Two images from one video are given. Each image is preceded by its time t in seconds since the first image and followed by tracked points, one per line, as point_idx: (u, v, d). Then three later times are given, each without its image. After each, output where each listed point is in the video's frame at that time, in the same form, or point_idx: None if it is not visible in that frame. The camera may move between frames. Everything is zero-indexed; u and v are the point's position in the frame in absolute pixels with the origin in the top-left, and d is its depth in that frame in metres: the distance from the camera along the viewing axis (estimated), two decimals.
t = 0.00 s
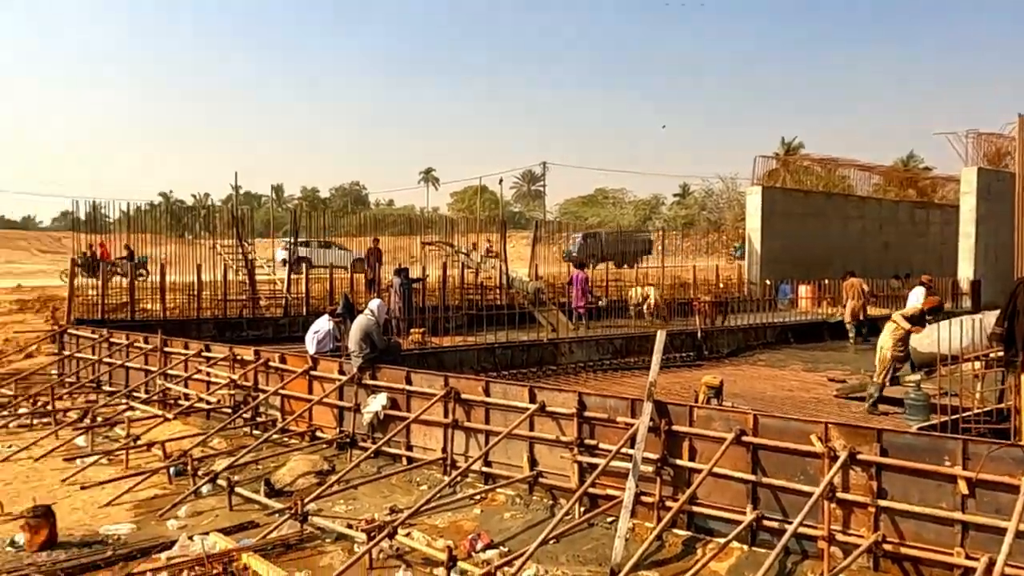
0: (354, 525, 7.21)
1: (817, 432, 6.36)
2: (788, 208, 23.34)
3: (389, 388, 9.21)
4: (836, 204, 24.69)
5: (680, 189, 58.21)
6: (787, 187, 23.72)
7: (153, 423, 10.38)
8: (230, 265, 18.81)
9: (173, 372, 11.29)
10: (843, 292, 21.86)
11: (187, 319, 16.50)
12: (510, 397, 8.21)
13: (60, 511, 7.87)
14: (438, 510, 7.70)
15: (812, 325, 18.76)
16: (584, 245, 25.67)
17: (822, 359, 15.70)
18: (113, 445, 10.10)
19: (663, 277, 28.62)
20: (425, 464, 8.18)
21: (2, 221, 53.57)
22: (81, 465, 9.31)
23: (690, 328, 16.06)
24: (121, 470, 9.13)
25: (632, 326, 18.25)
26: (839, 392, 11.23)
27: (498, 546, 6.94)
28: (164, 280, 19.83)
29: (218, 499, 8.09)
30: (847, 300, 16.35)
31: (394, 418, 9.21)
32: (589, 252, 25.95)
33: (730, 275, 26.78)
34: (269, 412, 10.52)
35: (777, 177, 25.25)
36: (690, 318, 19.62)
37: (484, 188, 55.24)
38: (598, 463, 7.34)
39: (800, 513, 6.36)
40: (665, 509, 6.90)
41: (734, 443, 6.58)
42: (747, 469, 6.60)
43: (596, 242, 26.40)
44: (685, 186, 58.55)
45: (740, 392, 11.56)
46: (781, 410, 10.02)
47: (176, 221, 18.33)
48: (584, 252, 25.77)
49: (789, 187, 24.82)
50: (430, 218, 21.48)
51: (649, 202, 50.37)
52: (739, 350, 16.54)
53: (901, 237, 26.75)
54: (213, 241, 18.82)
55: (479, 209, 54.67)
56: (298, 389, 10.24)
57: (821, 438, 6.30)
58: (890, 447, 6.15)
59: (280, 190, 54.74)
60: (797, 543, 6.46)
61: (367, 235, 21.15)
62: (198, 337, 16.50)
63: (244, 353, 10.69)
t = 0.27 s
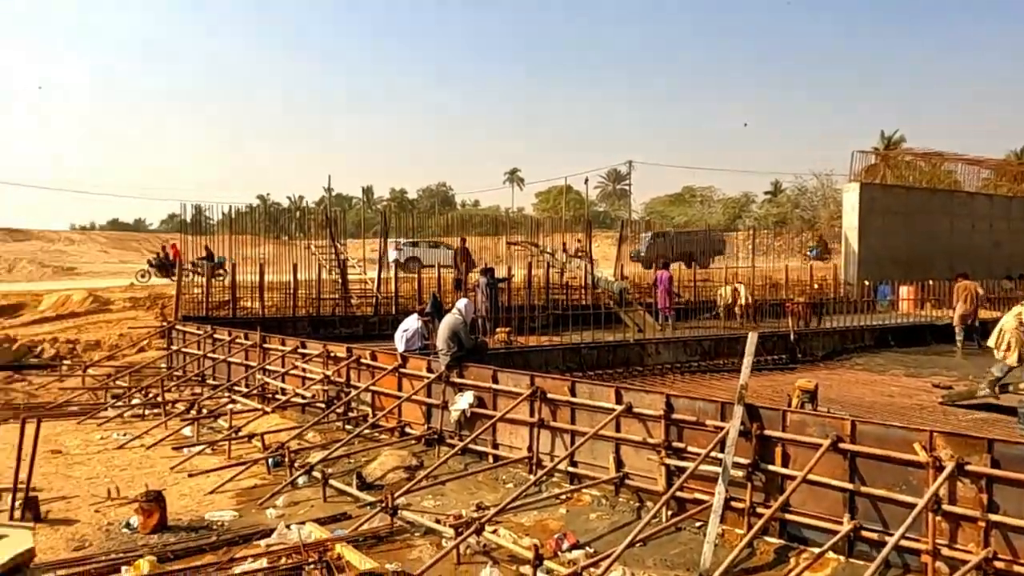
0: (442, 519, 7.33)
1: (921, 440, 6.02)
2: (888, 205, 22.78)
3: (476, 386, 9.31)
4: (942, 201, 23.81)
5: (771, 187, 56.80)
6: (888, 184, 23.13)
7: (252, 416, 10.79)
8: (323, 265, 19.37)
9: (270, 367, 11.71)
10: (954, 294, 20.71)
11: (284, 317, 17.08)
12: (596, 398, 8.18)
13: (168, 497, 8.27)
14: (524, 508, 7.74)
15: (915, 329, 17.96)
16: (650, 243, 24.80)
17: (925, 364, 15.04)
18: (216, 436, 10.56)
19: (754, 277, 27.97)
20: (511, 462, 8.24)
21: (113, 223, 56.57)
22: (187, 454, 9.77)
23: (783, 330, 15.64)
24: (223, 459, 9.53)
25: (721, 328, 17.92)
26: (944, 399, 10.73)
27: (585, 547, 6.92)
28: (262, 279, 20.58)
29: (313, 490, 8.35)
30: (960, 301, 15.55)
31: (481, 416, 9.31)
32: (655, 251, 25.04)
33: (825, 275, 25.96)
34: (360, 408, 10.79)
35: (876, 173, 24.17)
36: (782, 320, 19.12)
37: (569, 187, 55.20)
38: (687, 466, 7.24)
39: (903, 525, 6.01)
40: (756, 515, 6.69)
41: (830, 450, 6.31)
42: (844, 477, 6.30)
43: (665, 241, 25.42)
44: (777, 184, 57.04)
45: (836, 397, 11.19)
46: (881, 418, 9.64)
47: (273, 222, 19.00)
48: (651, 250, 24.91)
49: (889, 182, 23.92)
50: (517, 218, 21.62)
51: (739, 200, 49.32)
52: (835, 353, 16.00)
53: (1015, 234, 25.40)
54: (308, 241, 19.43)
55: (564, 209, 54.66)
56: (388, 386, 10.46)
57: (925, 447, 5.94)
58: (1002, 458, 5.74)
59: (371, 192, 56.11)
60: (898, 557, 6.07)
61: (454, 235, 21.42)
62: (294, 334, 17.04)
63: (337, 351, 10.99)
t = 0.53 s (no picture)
0: (498, 516, 7.35)
1: (995, 446, 5.67)
2: (960, 201, 22.16)
3: (532, 384, 9.31)
4: (1018, 197, 23.05)
5: (835, 183, 55.56)
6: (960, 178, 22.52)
7: (313, 411, 10.99)
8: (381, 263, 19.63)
9: (330, 363, 11.91)
10: None
11: (344, 314, 17.35)
12: (653, 397, 8.10)
13: (232, 488, 8.48)
14: (579, 508, 7.71)
15: (989, 330, 17.36)
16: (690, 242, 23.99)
17: (999, 367, 14.51)
18: (278, 429, 10.79)
19: (817, 277, 27.39)
20: (566, 461, 8.21)
21: (181, 222, 58.23)
22: (250, 447, 10.00)
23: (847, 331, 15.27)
24: (285, 453, 9.73)
25: (781, 327, 17.60)
26: (1019, 404, 10.33)
27: (641, 547, 6.87)
28: (323, 277, 20.96)
29: (371, 485, 8.46)
30: None
31: (536, 414, 9.30)
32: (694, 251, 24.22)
33: (892, 274, 25.29)
34: (417, 404, 10.90)
35: (947, 167, 23.80)
36: (846, 320, 18.70)
37: (626, 185, 54.89)
38: (745, 468, 7.12)
39: (974, 534, 5.70)
40: (818, 520, 6.52)
41: (897, 455, 6.07)
42: (912, 483, 6.05)
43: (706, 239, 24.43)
44: (841, 180, 55.75)
45: (904, 400, 10.87)
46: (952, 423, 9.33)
47: (333, 221, 19.33)
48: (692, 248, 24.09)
49: (962, 177, 23.51)
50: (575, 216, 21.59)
51: (801, 197, 48.35)
52: (902, 355, 15.55)
53: None
54: (366, 240, 19.72)
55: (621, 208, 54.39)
56: (444, 383, 10.54)
57: (1000, 453, 5.60)
58: None
59: (428, 191, 56.68)
60: (969, 566, 5.85)
61: (511, 233, 21.50)
62: (354, 331, 17.30)
63: (395, 347, 11.12)
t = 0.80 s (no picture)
0: (516, 516, 7.35)
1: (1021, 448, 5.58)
2: (984, 199, 21.89)
3: (550, 384, 9.30)
4: None
5: (856, 182, 55.11)
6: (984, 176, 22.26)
7: (332, 409, 11.04)
8: (400, 261, 19.70)
9: (349, 362, 11.97)
10: None
11: (363, 313, 17.42)
12: (672, 397, 8.07)
13: (252, 485, 8.54)
14: (597, 507, 7.69)
15: (1014, 331, 17.14)
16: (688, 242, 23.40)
17: None
18: (298, 427, 10.86)
19: (838, 277, 27.17)
20: (584, 460, 8.20)
21: (202, 221, 58.69)
22: (270, 444, 10.06)
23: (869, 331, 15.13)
24: (305, 451, 9.78)
25: (802, 328, 17.47)
26: None
27: (659, 548, 6.84)
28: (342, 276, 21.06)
29: (390, 483, 8.49)
30: None
31: (554, 414, 9.29)
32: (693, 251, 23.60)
33: (914, 274, 25.04)
34: (435, 404, 10.93)
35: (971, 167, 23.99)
36: (867, 321, 18.54)
37: (645, 185, 54.72)
38: (765, 469, 7.07)
39: (999, 538, 5.61)
40: (839, 522, 6.45)
41: (920, 457, 5.99)
42: (935, 485, 5.97)
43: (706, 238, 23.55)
44: (863, 179, 55.25)
45: (927, 402, 10.76)
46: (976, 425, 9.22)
47: (352, 220, 19.41)
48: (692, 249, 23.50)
49: (986, 176, 23.39)
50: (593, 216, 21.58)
51: (822, 196, 47.96)
52: (925, 356, 15.39)
53: None
54: (385, 240, 19.80)
55: (639, 207, 54.23)
56: (462, 382, 10.55)
57: None
58: None
59: (447, 190, 56.80)
60: (994, 570, 5.76)
61: (530, 233, 21.52)
62: (373, 330, 17.35)
63: (413, 346, 11.15)
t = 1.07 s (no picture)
0: (530, 515, 7.35)
1: None
2: (1003, 198, 21.67)
3: (564, 383, 9.29)
4: None
5: (874, 181, 54.70)
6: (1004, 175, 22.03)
7: (347, 407, 11.08)
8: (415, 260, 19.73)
9: (364, 361, 12.01)
10: None
11: (378, 312, 17.46)
12: (686, 397, 8.04)
13: (268, 483, 8.58)
14: (612, 507, 7.68)
15: None
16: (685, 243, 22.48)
17: None
18: (313, 425, 10.90)
19: (855, 276, 26.98)
20: (598, 460, 8.19)
21: (219, 220, 59.03)
22: (286, 442, 10.12)
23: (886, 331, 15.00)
24: (320, 449, 9.82)
25: (818, 328, 17.36)
26: None
27: (673, 548, 6.82)
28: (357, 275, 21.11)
29: (404, 482, 8.51)
30: None
31: (569, 413, 9.28)
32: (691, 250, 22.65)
33: (933, 273, 24.82)
34: (449, 402, 10.96)
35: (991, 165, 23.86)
36: (885, 320, 18.41)
37: (661, 184, 54.52)
38: (781, 470, 7.03)
39: (1019, 540, 5.54)
40: (855, 524, 6.40)
41: (937, 458, 5.93)
42: (953, 487, 5.90)
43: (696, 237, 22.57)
44: (880, 178, 54.80)
45: (945, 403, 10.66)
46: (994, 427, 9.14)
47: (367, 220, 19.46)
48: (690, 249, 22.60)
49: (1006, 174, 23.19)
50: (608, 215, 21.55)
51: (839, 195, 47.59)
52: (943, 356, 15.25)
53: None
54: (400, 239, 19.85)
55: (655, 206, 54.04)
56: (477, 381, 10.56)
57: None
58: None
59: (462, 190, 56.84)
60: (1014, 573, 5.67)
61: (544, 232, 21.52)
62: (388, 328, 17.40)
63: (428, 345, 11.17)
